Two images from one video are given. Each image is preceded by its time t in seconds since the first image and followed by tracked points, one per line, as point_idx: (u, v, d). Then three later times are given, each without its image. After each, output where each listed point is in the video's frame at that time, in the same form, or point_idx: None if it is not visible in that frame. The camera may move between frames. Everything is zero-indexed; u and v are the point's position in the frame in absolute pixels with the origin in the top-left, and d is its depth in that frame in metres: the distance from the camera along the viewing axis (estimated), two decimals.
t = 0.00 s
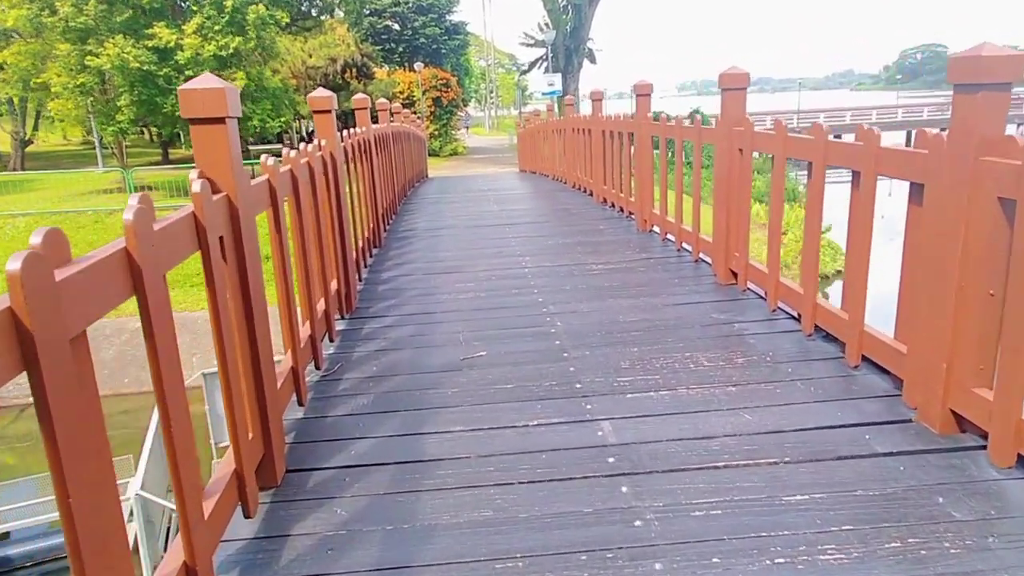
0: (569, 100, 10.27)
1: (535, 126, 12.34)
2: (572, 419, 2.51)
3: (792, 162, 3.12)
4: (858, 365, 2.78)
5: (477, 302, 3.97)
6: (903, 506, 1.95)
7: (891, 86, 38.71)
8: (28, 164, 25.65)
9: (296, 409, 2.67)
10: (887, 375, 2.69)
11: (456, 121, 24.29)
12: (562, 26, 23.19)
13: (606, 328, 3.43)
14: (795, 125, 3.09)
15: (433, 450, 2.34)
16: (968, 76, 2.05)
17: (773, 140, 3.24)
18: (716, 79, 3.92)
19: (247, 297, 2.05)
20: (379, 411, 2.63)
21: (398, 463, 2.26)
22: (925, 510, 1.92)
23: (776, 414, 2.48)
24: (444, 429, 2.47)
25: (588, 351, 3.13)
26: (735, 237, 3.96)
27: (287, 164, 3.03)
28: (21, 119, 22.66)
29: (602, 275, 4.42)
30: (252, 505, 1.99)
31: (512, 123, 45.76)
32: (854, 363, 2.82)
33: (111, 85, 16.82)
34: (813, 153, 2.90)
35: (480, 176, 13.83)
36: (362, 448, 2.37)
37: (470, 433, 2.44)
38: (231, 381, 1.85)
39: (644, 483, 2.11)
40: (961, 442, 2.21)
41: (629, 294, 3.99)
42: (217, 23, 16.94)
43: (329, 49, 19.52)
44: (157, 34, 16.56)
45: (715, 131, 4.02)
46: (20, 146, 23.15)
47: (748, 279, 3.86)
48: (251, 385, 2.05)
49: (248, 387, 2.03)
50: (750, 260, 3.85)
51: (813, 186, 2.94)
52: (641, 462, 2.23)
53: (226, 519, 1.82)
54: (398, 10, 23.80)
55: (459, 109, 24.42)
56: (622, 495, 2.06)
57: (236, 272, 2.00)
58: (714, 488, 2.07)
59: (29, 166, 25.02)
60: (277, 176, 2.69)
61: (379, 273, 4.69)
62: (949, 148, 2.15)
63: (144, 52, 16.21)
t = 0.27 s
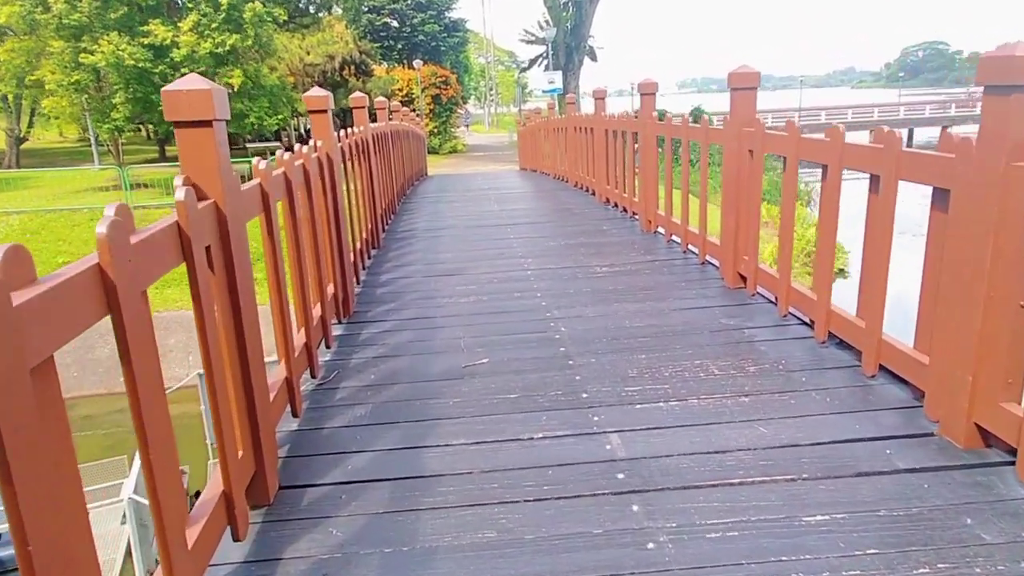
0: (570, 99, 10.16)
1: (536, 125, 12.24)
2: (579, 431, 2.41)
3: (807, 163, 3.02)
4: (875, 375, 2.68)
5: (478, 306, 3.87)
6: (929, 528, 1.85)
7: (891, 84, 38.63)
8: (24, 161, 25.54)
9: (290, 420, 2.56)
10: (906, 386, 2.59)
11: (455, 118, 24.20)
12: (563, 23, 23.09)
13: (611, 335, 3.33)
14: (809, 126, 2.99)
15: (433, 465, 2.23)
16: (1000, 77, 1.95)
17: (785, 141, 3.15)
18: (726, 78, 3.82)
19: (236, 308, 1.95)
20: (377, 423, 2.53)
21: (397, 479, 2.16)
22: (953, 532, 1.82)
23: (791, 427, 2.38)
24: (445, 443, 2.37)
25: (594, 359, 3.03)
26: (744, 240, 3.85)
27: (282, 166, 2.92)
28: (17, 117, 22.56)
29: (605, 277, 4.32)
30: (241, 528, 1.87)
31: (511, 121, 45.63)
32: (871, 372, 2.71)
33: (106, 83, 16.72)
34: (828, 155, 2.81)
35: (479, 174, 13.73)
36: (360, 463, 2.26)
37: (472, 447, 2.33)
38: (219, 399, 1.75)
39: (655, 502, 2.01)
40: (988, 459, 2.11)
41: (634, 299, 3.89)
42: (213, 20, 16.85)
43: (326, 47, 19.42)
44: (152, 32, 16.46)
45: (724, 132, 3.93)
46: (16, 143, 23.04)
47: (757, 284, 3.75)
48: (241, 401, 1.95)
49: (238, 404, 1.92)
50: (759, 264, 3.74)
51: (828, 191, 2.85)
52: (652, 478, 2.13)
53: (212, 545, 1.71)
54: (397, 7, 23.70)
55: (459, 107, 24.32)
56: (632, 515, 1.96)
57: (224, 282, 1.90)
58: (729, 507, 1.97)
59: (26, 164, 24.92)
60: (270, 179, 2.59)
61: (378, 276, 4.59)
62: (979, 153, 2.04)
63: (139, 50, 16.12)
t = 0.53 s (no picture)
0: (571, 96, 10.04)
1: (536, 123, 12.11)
2: (588, 450, 2.28)
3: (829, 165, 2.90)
4: (899, 389, 2.55)
5: (480, 312, 3.74)
6: (967, 560, 1.71)
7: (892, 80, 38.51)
8: (19, 159, 25.43)
9: (282, 438, 2.44)
10: (932, 400, 2.46)
11: (455, 115, 24.08)
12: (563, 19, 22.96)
13: (619, 344, 3.20)
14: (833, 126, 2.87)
15: (434, 487, 2.10)
16: None
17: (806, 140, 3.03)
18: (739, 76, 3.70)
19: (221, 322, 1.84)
20: (376, 438, 2.40)
21: (395, 504, 2.03)
22: (993, 565, 1.69)
23: (813, 445, 2.25)
24: (446, 462, 2.24)
25: (602, 370, 2.90)
26: (756, 243, 3.73)
27: (274, 170, 2.80)
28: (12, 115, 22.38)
29: (610, 282, 4.19)
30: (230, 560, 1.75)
31: (510, 118, 45.49)
32: (893, 387, 2.59)
33: (99, 80, 16.58)
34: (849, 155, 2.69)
35: (478, 172, 13.59)
36: (355, 484, 2.13)
37: (475, 468, 2.20)
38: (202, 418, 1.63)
39: (672, 528, 1.88)
40: None
41: (640, 304, 3.76)
42: (208, 16, 16.71)
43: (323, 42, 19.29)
44: (146, 28, 16.32)
45: (737, 132, 3.80)
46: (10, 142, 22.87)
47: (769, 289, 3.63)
48: (227, 420, 1.83)
49: (223, 423, 1.80)
50: (772, 269, 3.62)
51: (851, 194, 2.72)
52: (667, 502, 2.00)
53: None
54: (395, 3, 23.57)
55: (459, 103, 24.19)
56: (649, 544, 1.82)
57: (207, 295, 1.79)
58: (753, 535, 1.84)
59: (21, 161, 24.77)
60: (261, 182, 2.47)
61: (376, 280, 4.47)
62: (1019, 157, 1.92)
63: (131, 46, 16.01)
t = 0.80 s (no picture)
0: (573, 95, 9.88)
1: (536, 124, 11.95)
2: (602, 478, 2.11)
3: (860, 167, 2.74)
4: (935, 409, 2.40)
5: (483, 322, 3.58)
6: None
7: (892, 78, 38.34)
8: (14, 157, 25.22)
9: (272, 463, 2.27)
10: (972, 422, 2.31)
11: (453, 114, 23.91)
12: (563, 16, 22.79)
13: (631, 358, 3.03)
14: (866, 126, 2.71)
15: (436, 522, 1.93)
16: None
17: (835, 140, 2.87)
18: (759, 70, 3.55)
19: (199, 340, 1.67)
20: (373, 465, 2.23)
21: (394, 541, 1.86)
22: None
23: (846, 472, 2.08)
24: (450, 492, 2.07)
25: (614, 388, 2.73)
26: (774, 249, 3.57)
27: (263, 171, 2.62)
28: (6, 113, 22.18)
29: (616, 288, 4.03)
30: None
31: (508, 116, 45.44)
32: (929, 405, 2.43)
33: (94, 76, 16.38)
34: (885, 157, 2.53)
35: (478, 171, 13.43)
36: (350, 518, 1.96)
37: (480, 498, 2.03)
38: (177, 451, 1.46)
39: (699, 571, 1.71)
40: None
41: (650, 313, 3.59)
42: (204, 11, 16.52)
43: (321, 39, 19.12)
44: (141, 23, 16.13)
45: (755, 131, 3.65)
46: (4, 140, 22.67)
47: (787, 297, 3.48)
48: (206, 449, 1.66)
49: (201, 454, 1.63)
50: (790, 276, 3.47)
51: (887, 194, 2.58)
52: (691, 539, 1.82)
53: None
54: None
55: (458, 101, 24.02)
56: None
57: (184, 311, 1.62)
58: None
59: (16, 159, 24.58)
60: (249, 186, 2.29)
61: (373, 286, 4.30)
62: None
63: (124, 42, 15.83)
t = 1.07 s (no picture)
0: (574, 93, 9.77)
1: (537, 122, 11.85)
2: (614, 500, 1.99)
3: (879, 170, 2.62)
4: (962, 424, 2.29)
5: (485, 328, 3.46)
6: None
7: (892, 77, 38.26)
8: (12, 156, 25.08)
9: (264, 483, 2.15)
10: (1002, 439, 2.19)
11: (453, 113, 23.81)
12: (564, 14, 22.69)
13: (640, 367, 2.91)
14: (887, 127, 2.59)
15: (439, 549, 1.81)
16: None
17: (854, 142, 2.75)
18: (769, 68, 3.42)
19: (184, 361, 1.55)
20: (371, 486, 2.11)
21: (395, 571, 1.74)
22: None
23: (872, 494, 1.96)
24: (453, 515, 1.95)
25: (623, 400, 2.62)
26: (785, 252, 3.45)
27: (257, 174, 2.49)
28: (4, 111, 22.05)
29: (622, 293, 3.91)
30: None
31: (507, 114, 45.33)
32: (956, 420, 2.32)
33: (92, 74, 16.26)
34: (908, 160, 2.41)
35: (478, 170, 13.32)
36: (347, 543, 1.85)
37: (484, 523, 1.92)
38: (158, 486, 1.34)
39: None
40: None
41: (658, 319, 3.47)
42: (203, 9, 16.41)
43: (321, 37, 19.00)
44: (140, 21, 16.02)
45: (766, 130, 3.53)
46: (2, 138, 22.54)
47: (799, 303, 3.36)
48: (190, 479, 1.54)
49: (184, 485, 1.51)
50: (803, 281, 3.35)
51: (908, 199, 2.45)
52: (712, 568, 1.71)
53: None
54: None
55: (458, 100, 23.91)
56: None
57: (168, 330, 1.50)
58: None
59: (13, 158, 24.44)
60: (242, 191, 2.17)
61: (372, 290, 4.18)
62: None
63: (123, 40, 15.71)
